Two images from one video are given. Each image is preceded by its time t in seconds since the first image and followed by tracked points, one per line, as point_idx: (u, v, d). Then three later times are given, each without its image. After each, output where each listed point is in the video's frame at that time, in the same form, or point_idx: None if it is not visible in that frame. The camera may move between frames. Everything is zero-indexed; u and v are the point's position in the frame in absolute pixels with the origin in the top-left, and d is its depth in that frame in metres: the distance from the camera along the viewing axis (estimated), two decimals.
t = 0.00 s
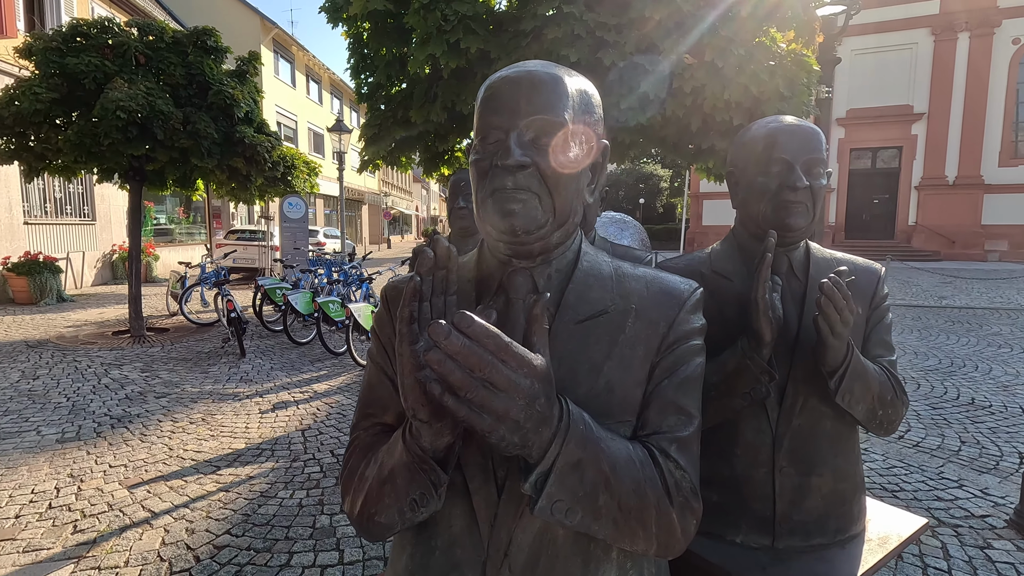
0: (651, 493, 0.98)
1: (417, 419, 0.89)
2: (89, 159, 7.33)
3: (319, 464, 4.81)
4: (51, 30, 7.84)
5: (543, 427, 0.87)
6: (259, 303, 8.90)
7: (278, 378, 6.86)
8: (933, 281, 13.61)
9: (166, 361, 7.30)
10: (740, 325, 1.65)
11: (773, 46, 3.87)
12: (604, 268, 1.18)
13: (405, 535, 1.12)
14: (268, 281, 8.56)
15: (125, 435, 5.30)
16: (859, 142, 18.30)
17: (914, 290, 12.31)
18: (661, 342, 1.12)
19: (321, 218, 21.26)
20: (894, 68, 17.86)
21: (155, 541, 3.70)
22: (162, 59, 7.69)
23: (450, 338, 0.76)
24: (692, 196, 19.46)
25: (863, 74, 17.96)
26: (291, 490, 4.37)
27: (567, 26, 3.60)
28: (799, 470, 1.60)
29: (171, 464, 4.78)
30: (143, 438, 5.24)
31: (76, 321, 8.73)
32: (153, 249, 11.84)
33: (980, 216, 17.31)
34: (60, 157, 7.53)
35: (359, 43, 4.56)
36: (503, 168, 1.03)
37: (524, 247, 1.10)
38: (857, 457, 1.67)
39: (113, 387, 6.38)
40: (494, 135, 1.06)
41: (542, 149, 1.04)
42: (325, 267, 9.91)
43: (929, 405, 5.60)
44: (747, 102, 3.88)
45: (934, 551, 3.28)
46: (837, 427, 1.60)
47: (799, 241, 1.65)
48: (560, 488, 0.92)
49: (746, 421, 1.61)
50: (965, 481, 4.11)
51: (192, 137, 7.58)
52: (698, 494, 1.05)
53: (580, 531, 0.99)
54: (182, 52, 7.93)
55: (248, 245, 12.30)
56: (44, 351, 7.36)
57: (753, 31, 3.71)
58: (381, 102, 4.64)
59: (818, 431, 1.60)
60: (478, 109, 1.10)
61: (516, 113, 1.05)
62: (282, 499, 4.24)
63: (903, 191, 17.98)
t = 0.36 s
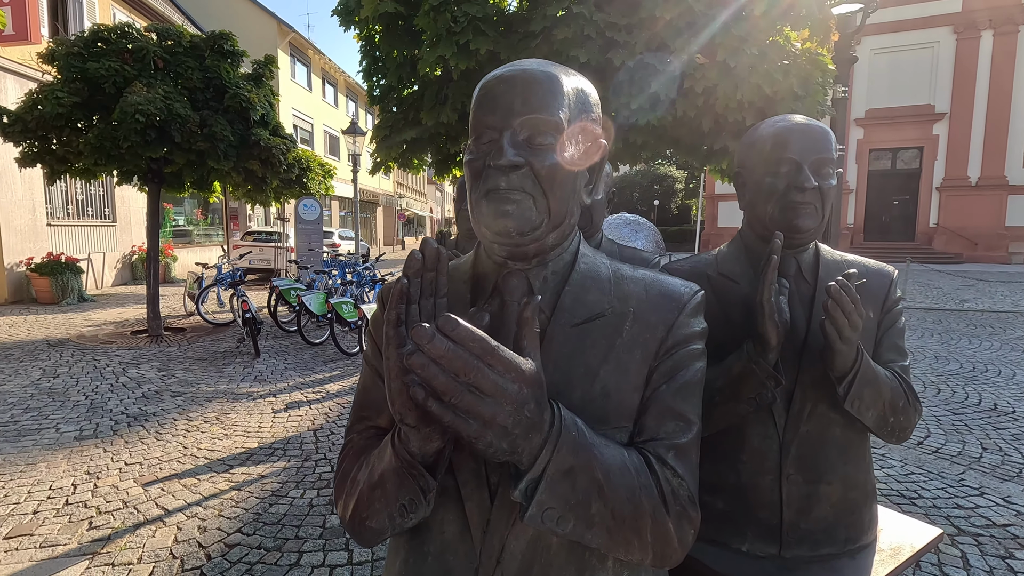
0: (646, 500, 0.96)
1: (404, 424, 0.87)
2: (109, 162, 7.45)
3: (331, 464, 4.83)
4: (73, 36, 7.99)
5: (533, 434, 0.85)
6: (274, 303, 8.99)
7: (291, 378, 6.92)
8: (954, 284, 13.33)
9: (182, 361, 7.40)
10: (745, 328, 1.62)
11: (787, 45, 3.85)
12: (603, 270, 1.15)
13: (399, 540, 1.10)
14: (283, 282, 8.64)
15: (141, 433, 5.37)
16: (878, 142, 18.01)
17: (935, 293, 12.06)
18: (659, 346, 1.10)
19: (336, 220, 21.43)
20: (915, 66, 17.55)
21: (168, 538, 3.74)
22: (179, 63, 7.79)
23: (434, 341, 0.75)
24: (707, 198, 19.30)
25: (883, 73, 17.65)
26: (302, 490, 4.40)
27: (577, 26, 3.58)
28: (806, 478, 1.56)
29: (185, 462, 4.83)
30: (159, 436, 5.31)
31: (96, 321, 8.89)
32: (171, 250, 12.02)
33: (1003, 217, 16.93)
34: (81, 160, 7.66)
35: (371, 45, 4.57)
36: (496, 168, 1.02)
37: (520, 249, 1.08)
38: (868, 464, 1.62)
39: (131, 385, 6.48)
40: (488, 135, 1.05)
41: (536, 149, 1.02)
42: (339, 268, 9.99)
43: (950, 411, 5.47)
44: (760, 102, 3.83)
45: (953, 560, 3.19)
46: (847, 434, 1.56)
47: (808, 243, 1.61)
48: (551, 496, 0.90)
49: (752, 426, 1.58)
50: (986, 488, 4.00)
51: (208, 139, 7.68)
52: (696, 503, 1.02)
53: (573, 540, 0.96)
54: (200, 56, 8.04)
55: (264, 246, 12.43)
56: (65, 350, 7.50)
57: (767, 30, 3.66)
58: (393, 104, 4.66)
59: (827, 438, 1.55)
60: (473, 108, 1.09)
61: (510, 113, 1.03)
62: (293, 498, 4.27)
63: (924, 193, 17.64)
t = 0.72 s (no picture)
0: (645, 511, 0.93)
1: (396, 430, 0.86)
2: (130, 164, 7.55)
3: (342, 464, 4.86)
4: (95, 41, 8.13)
5: (527, 441, 0.83)
6: (288, 304, 9.06)
7: (305, 378, 6.97)
8: (976, 287, 13.05)
9: (198, 360, 7.48)
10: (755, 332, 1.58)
11: (800, 45, 3.81)
12: (604, 273, 1.13)
13: (396, 546, 1.09)
14: (297, 283, 8.71)
15: (157, 431, 5.44)
16: (898, 142, 17.71)
17: (956, 296, 11.81)
18: (661, 351, 1.07)
19: (350, 222, 21.59)
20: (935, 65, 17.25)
21: (181, 536, 3.78)
22: (197, 67, 7.90)
23: (422, 346, 0.73)
24: (722, 199, 19.11)
25: (903, 72, 17.35)
26: (313, 490, 4.42)
27: (587, 26, 3.55)
28: (817, 486, 1.52)
29: (199, 460, 4.88)
30: (174, 435, 5.37)
31: (116, 320, 9.02)
32: (189, 251, 12.18)
33: None
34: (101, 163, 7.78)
35: (383, 48, 4.59)
36: (494, 168, 1.00)
37: (519, 251, 1.06)
38: (881, 473, 1.58)
39: (148, 384, 6.56)
40: (485, 135, 1.03)
41: (533, 149, 1.00)
42: (353, 269, 10.06)
43: (971, 416, 5.34)
44: (773, 102, 3.80)
45: (973, 570, 3.12)
46: (860, 441, 1.52)
47: (819, 246, 1.57)
48: (545, 505, 0.87)
49: (761, 433, 1.54)
50: (1008, 497, 3.89)
51: (225, 142, 7.76)
52: (698, 513, 0.99)
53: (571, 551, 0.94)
54: (217, 60, 8.15)
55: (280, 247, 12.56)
56: (85, 349, 7.62)
57: (781, 29, 3.62)
58: (405, 107, 4.67)
59: (839, 446, 1.51)
60: (472, 107, 1.07)
61: (508, 112, 1.01)
62: (304, 498, 4.29)
63: (945, 193, 17.31)
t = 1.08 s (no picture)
0: (637, 521, 0.91)
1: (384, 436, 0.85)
2: (149, 167, 7.67)
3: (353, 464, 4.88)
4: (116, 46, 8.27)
5: (515, 448, 0.82)
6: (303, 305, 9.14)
7: (317, 378, 7.02)
8: (1000, 289, 12.76)
9: (214, 359, 7.58)
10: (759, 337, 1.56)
11: (815, 45, 3.76)
12: (600, 277, 1.12)
13: (390, 550, 1.09)
14: (311, 284, 8.79)
15: (173, 430, 5.51)
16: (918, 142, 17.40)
17: (978, 299, 11.56)
18: (657, 358, 1.05)
19: (365, 223, 21.75)
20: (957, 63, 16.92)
21: (194, 533, 3.82)
22: (215, 71, 8.00)
23: (405, 353, 0.72)
24: (738, 200, 18.91)
25: (924, 71, 17.04)
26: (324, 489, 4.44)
27: (597, 28, 3.54)
28: (823, 495, 1.49)
29: (213, 459, 4.94)
30: (189, 433, 5.43)
31: (136, 320, 9.17)
32: (207, 252, 12.35)
33: None
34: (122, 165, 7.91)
35: (395, 51, 4.61)
36: (486, 172, 0.99)
37: (512, 255, 1.05)
38: (890, 482, 1.54)
39: (165, 383, 6.66)
40: (478, 138, 1.02)
41: (526, 152, 0.99)
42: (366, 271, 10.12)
43: (992, 422, 5.22)
44: (786, 102, 3.77)
45: None
46: (868, 450, 1.49)
47: (826, 249, 1.54)
48: (534, 513, 0.86)
49: (765, 440, 1.52)
50: None
51: (241, 145, 7.85)
52: (692, 523, 0.97)
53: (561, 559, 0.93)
54: (235, 64, 8.25)
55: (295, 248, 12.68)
56: (105, 348, 7.76)
57: (794, 28, 3.57)
58: (417, 109, 4.70)
59: (846, 453, 1.48)
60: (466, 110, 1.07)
61: (500, 115, 1.00)
62: (315, 498, 4.32)
63: (967, 194, 16.97)
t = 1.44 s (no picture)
0: (626, 530, 0.91)
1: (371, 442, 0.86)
2: (167, 169, 7.78)
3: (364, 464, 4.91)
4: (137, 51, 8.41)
5: (500, 456, 0.82)
6: (317, 305, 9.23)
7: (330, 378, 7.08)
8: None
9: (229, 359, 7.68)
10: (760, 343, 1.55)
11: (828, 44, 3.71)
12: (595, 283, 1.11)
13: (384, 554, 1.09)
14: (325, 284, 8.87)
15: (188, 428, 5.60)
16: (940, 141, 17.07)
17: (1002, 301, 11.30)
18: (650, 365, 1.04)
19: (380, 224, 21.88)
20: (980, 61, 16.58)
21: (207, 531, 3.87)
22: (232, 75, 8.11)
23: (388, 361, 0.72)
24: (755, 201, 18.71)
25: (946, 69, 16.71)
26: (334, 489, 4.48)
27: (606, 30, 3.54)
28: (825, 504, 1.47)
29: (227, 458, 5.00)
30: (204, 432, 5.51)
31: (154, 320, 9.32)
32: (224, 253, 12.52)
33: None
34: (141, 168, 8.03)
35: (407, 53, 4.64)
36: (477, 179, 0.99)
37: (505, 262, 1.05)
38: (896, 492, 1.52)
39: (181, 382, 6.77)
40: (470, 145, 1.02)
41: (516, 159, 0.99)
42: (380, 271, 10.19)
43: (1015, 429, 5.10)
44: (798, 102, 3.73)
45: None
46: (871, 458, 1.46)
47: (830, 254, 1.52)
48: (521, 521, 0.86)
49: (766, 447, 1.50)
50: None
51: (257, 147, 7.94)
52: (682, 533, 0.97)
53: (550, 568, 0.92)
54: (251, 67, 8.34)
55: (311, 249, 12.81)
56: (124, 347, 7.90)
57: (806, 27, 3.53)
58: (428, 111, 4.72)
59: (849, 461, 1.46)
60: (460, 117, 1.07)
61: (492, 122, 1.00)
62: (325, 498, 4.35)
63: (991, 194, 16.61)
